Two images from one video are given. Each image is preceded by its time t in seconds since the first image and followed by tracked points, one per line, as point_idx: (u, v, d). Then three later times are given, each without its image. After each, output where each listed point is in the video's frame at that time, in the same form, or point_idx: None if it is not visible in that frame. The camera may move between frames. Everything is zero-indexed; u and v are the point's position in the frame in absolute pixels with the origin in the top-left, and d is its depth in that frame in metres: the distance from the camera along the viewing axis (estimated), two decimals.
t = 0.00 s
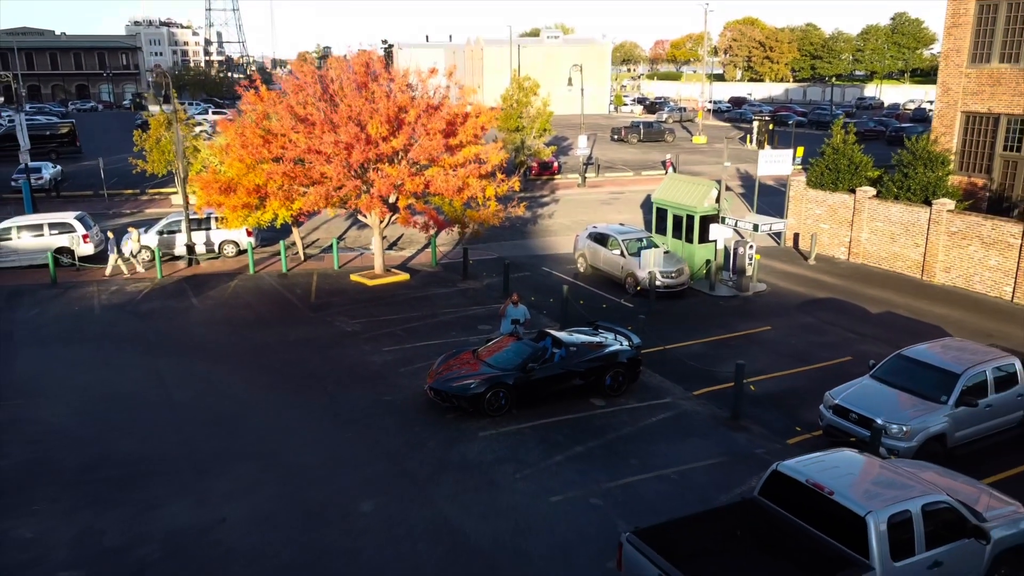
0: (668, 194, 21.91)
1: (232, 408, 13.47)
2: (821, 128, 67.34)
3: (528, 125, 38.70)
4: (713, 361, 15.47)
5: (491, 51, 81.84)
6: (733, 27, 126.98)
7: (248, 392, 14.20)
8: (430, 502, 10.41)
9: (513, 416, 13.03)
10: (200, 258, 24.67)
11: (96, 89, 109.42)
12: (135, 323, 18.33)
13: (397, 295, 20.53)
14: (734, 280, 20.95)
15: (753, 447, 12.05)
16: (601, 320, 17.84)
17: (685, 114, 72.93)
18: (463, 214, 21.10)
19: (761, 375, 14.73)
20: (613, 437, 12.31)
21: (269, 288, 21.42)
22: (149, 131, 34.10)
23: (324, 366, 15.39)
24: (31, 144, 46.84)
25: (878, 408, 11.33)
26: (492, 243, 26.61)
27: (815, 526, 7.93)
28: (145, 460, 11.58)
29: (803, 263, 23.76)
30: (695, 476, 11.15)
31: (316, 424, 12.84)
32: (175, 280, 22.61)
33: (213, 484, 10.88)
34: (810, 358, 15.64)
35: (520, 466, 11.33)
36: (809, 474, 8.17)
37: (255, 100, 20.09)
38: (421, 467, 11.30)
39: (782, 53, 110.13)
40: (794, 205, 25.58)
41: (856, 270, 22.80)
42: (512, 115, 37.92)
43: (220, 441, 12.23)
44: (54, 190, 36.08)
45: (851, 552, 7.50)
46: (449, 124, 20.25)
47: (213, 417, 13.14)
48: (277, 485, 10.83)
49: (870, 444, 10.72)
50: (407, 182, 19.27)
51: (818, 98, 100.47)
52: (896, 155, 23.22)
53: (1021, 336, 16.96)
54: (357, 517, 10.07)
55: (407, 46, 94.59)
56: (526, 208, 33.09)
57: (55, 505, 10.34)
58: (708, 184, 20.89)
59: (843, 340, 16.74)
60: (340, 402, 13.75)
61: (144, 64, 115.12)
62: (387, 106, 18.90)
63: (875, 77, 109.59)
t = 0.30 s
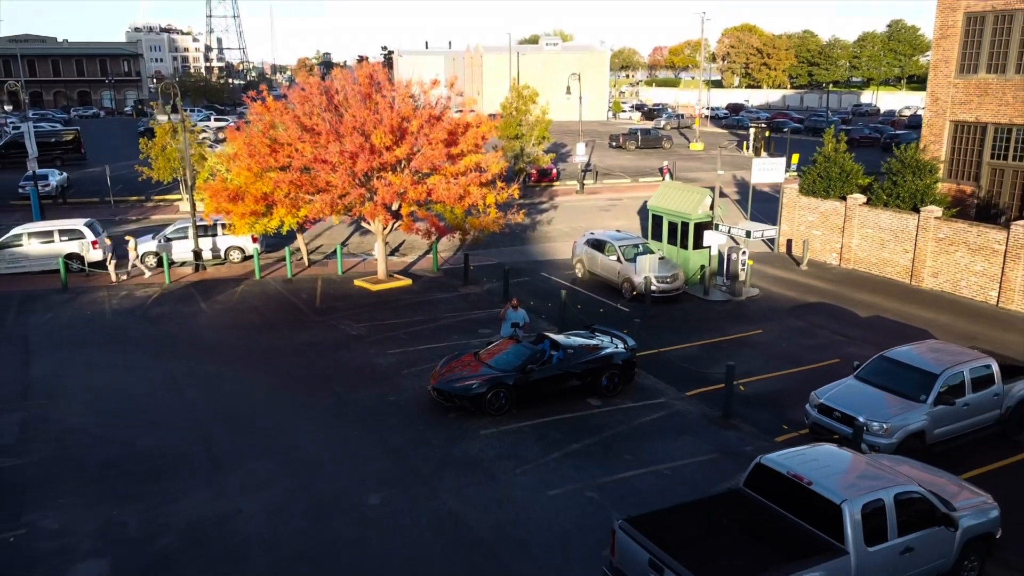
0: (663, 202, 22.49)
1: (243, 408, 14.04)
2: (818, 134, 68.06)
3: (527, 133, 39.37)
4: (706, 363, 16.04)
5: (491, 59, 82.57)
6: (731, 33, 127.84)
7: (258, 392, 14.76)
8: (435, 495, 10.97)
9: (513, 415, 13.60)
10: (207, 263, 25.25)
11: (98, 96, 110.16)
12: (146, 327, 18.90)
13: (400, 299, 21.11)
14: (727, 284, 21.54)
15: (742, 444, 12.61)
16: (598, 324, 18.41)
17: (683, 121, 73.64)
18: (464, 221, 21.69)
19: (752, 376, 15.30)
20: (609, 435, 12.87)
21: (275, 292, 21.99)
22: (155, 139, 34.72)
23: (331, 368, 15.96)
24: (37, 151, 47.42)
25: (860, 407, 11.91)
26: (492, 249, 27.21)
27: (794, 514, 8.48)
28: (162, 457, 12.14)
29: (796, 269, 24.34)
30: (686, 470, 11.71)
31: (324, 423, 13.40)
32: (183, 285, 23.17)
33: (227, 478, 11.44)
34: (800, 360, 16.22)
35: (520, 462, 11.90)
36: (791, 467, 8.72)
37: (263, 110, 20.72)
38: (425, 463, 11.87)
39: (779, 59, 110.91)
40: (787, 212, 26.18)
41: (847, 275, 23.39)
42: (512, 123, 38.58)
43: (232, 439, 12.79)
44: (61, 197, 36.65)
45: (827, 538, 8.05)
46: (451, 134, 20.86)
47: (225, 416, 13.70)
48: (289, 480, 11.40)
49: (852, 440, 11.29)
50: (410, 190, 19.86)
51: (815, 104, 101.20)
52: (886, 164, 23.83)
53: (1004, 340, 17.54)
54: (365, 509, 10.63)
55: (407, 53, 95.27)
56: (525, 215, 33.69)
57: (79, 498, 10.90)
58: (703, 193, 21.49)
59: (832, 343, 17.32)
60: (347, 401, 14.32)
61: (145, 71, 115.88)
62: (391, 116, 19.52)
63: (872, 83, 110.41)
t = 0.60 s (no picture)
0: (659, 209, 23.11)
1: (253, 408, 14.62)
2: (813, 141, 68.82)
3: (525, 141, 40.20)
4: (698, 366, 16.62)
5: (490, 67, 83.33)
6: (729, 41, 128.71)
7: (267, 393, 15.34)
8: (438, 490, 11.55)
9: (512, 415, 14.17)
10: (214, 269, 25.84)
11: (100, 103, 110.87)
12: (157, 331, 19.48)
13: (402, 304, 21.69)
14: (721, 290, 22.13)
15: (732, 442, 13.19)
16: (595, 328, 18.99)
17: (681, 128, 74.41)
18: (465, 228, 22.30)
19: (742, 378, 15.88)
20: (604, 434, 13.45)
21: (281, 298, 22.59)
22: (161, 147, 35.37)
23: (337, 370, 16.54)
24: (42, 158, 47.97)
25: (843, 407, 12.50)
26: (491, 256, 27.82)
27: (775, 504, 9.02)
28: (178, 454, 12.72)
29: (788, 275, 24.96)
30: (678, 466, 12.29)
31: (332, 422, 13.98)
32: (190, 290, 23.75)
33: (241, 474, 12.02)
34: (789, 362, 16.81)
35: (519, 459, 12.48)
36: (773, 460, 9.28)
37: (269, 121, 21.35)
38: (429, 460, 12.45)
39: (777, 67, 111.78)
40: (780, 219, 26.80)
41: (838, 281, 24.00)
42: (511, 132, 39.40)
43: (244, 437, 13.37)
44: (68, 205, 37.24)
45: (805, 526, 8.59)
46: (452, 144, 21.50)
47: (236, 415, 14.29)
48: (299, 476, 11.98)
49: (834, 438, 11.88)
50: (412, 199, 20.48)
51: (812, 111, 102.00)
52: (876, 172, 24.45)
53: (987, 343, 18.15)
54: (372, 503, 11.21)
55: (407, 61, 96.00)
56: (524, 221, 34.31)
57: (100, 493, 11.47)
58: (696, 200, 22.00)
59: (821, 347, 17.91)
60: (353, 402, 14.89)
61: (147, 77, 116.57)
62: (394, 127, 20.15)
63: (868, 90, 111.20)
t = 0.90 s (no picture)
0: (655, 217, 23.76)
1: (264, 409, 15.23)
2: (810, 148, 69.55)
3: (525, 149, 40.97)
4: (692, 368, 17.23)
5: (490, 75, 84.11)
6: (727, 47, 129.57)
7: (277, 395, 15.95)
8: (443, 486, 12.16)
9: (512, 416, 14.78)
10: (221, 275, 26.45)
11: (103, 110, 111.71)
12: (168, 335, 20.10)
13: (406, 309, 22.30)
14: (715, 295, 22.76)
15: (723, 440, 13.80)
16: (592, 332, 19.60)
17: (679, 135, 75.17)
18: (466, 236, 22.94)
19: (735, 380, 16.49)
20: (601, 433, 14.06)
21: (287, 303, 23.20)
22: (167, 155, 36.03)
23: (344, 373, 17.15)
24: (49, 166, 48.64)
25: (828, 407, 13.12)
26: (492, 262, 28.44)
27: (759, 496, 9.62)
28: (194, 452, 13.33)
29: (781, 281, 25.59)
30: (671, 463, 12.90)
31: (340, 422, 14.58)
32: (199, 296, 24.38)
33: (254, 471, 12.63)
34: (780, 365, 17.42)
35: (520, 457, 13.09)
36: (758, 455, 9.89)
37: (277, 131, 22.01)
38: (434, 457, 13.06)
39: (775, 74, 112.58)
40: (774, 226, 27.43)
41: (830, 287, 24.63)
42: (511, 140, 40.29)
43: (257, 436, 13.98)
44: (76, 212, 37.88)
45: (787, 516, 9.19)
46: (454, 154, 22.15)
47: (248, 416, 14.90)
48: (311, 473, 12.58)
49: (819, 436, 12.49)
50: (415, 207, 21.12)
51: (809, 118, 102.74)
52: (867, 181, 25.09)
53: (972, 347, 18.77)
54: (380, 498, 11.82)
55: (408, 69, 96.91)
56: (524, 228, 34.94)
57: (122, 488, 12.09)
58: (692, 208, 22.78)
59: (811, 350, 18.52)
60: (360, 403, 15.50)
61: (149, 84, 117.36)
62: (398, 138, 20.81)
63: (865, 98, 112.07)
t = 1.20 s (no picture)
0: (652, 224, 24.43)
1: (275, 409, 15.86)
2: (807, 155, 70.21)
3: (526, 157, 41.71)
4: (687, 371, 17.85)
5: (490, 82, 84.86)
6: (726, 54, 130.48)
7: (287, 396, 16.58)
8: (448, 482, 12.78)
9: (513, 416, 15.41)
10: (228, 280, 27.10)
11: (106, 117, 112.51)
12: (179, 339, 20.74)
13: (409, 315, 22.95)
14: (710, 301, 23.40)
15: (714, 439, 14.42)
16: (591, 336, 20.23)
17: (678, 142, 75.87)
18: (469, 243, 23.60)
19: (727, 382, 17.12)
20: (598, 433, 14.69)
21: (294, 308, 23.85)
22: (175, 162, 36.81)
23: (351, 376, 17.78)
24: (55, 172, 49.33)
25: (815, 407, 13.75)
26: (493, 268, 29.09)
27: (746, 489, 10.24)
28: (209, 450, 13.96)
29: (775, 286, 26.25)
30: (666, 460, 13.52)
31: (349, 422, 15.21)
32: (208, 301, 25.02)
33: (267, 468, 13.24)
34: (771, 368, 18.07)
35: (521, 455, 13.71)
36: (745, 451, 10.52)
37: (285, 142, 22.71)
38: (438, 456, 13.68)
39: (773, 81, 113.37)
40: (769, 233, 28.09)
41: (822, 293, 25.29)
42: (512, 148, 41.01)
43: (268, 435, 14.60)
44: (84, 219, 38.53)
45: (772, 508, 9.80)
46: (457, 163, 22.82)
47: (260, 416, 15.52)
48: (322, 470, 13.21)
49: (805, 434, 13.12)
50: (419, 215, 21.79)
51: (807, 124, 103.46)
52: (858, 190, 25.76)
53: (958, 351, 19.41)
54: (388, 494, 12.44)
55: (409, 76, 97.76)
56: (524, 235, 35.59)
57: (143, 484, 12.72)
58: (687, 216, 23.40)
59: (802, 354, 19.16)
60: (366, 404, 16.13)
61: (151, 90, 118.18)
62: (403, 148, 21.48)
63: (864, 104, 112.90)
